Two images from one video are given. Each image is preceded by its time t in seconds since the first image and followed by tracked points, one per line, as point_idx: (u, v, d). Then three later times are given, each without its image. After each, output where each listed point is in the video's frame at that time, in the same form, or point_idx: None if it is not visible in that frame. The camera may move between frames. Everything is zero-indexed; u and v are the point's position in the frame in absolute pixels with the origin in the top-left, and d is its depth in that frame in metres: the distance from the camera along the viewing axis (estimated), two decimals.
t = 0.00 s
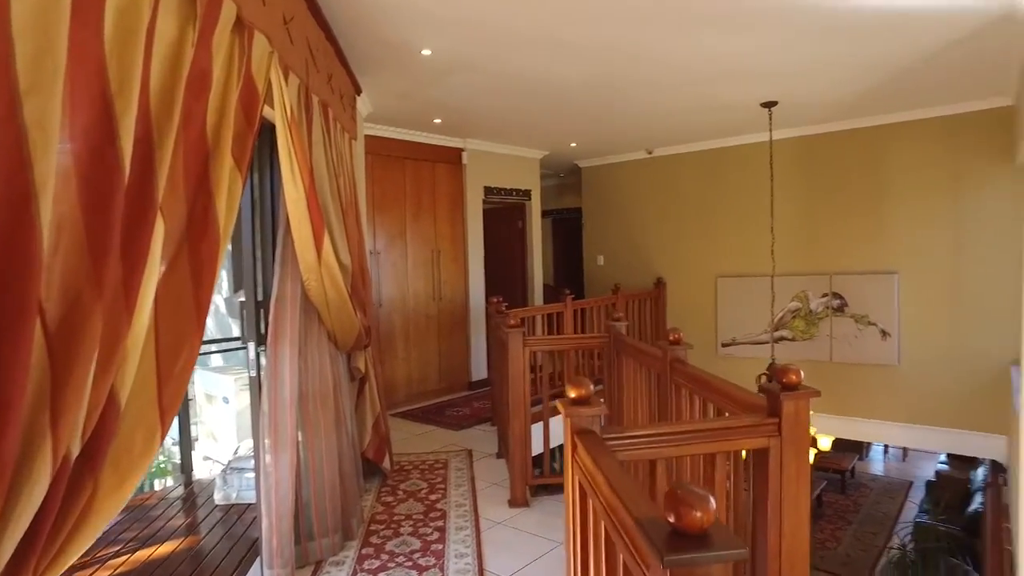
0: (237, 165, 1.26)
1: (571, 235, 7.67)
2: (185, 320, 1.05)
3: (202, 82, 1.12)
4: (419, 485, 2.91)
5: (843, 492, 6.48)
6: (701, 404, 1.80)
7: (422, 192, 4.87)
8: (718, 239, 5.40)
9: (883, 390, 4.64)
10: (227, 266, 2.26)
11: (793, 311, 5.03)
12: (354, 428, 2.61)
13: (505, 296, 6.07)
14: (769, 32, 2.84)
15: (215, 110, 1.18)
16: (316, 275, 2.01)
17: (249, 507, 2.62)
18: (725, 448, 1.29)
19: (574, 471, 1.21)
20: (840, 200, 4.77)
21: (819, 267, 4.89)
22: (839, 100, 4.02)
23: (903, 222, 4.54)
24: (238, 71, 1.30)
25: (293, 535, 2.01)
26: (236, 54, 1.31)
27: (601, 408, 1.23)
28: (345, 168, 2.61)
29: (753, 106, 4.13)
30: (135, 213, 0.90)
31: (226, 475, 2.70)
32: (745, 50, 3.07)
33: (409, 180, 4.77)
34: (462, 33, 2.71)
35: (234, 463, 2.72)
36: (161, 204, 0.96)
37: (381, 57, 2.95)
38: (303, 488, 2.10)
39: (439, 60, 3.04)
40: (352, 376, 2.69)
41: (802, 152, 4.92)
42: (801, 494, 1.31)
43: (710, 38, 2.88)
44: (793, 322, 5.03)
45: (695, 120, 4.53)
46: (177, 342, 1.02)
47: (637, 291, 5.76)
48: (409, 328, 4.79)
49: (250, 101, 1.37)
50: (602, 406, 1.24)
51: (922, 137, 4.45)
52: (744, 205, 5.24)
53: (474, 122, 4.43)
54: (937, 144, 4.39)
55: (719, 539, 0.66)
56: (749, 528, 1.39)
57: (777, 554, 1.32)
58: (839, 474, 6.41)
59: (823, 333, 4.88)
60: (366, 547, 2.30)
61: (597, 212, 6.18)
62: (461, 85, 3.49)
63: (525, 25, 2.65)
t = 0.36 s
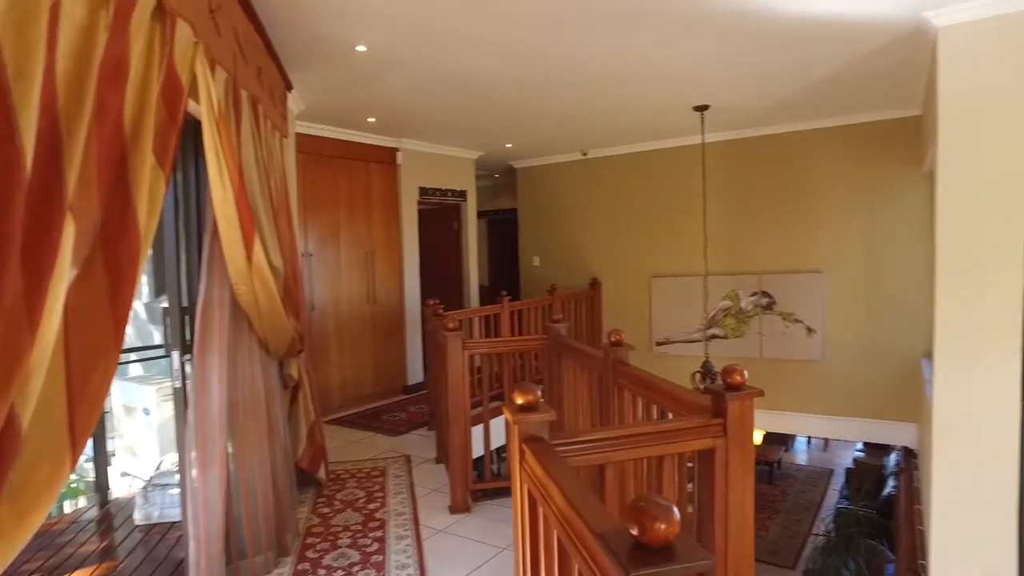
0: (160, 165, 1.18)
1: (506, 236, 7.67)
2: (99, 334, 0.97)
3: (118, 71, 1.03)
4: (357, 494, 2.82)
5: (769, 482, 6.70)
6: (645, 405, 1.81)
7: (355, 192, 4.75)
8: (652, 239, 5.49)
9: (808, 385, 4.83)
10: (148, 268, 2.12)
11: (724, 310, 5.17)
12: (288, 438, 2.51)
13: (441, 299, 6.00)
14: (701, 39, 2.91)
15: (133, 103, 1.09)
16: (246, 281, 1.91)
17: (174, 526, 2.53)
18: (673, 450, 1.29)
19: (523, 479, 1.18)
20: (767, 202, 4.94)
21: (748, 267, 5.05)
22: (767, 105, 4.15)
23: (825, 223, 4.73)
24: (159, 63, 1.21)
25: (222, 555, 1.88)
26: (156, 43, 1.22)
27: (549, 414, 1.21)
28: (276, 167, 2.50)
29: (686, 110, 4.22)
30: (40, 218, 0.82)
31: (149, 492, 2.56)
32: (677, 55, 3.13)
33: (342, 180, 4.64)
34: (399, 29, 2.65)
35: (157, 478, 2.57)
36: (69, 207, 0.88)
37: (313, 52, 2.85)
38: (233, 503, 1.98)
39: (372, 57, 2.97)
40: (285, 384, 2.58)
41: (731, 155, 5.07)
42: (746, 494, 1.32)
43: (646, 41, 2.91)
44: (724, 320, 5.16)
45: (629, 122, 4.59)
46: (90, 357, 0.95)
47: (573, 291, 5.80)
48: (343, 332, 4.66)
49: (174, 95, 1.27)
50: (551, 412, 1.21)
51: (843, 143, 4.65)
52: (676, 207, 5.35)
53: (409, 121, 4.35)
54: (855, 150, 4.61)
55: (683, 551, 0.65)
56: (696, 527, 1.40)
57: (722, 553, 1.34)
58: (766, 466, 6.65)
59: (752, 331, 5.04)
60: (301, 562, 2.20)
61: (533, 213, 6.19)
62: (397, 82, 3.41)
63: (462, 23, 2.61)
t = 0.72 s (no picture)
0: (72, 157, 1.08)
1: (450, 237, 7.59)
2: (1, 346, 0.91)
3: (20, 54, 0.94)
4: (299, 505, 2.72)
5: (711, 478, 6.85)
6: (596, 407, 1.79)
7: (294, 192, 4.60)
8: (596, 240, 5.52)
9: (749, 382, 4.94)
10: (67, 270, 1.97)
11: (668, 309, 5.22)
12: (224, 449, 2.38)
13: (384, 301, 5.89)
14: (645, 40, 2.92)
15: (41, 89, 1.00)
16: (178, 285, 1.79)
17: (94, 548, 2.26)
18: (628, 455, 1.26)
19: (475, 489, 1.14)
20: (708, 203, 5.04)
21: (690, 266, 5.13)
22: (709, 107, 4.22)
23: (764, 224, 4.85)
24: (71, 44, 1.11)
25: None
26: (67, 25, 1.09)
27: (502, 421, 1.16)
28: (209, 164, 2.38)
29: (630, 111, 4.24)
30: None
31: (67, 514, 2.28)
32: (621, 56, 3.14)
33: (280, 179, 4.49)
34: (340, 23, 2.55)
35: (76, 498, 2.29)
36: None
37: (249, 44, 2.72)
38: (163, 522, 1.85)
39: (312, 51, 2.86)
40: (221, 393, 2.45)
41: (673, 157, 5.14)
42: (701, 497, 1.32)
43: (594, 41, 2.90)
44: (668, 320, 5.21)
45: (574, 123, 4.60)
46: None
47: (519, 292, 5.77)
48: (282, 337, 4.50)
49: (91, 82, 1.17)
50: (504, 419, 1.17)
51: (780, 145, 4.77)
52: (620, 207, 5.39)
53: (350, 119, 4.24)
54: (791, 152, 4.74)
55: (652, 567, 0.62)
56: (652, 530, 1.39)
57: (679, 555, 1.32)
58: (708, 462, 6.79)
59: (695, 330, 5.11)
60: None
61: (477, 213, 6.13)
62: (337, 78, 3.31)
63: (407, 18, 2.53)
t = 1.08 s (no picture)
0: None
1: (402, 238, 7.47)
2: None
3: None
4: (246, 519, 2.60)
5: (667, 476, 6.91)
6: (555, 413, 1.75)
7: (240, 191, 4.44)
8: (551, 240, 5.49)
9: (702, 381, 4.99)
10: None
11: (623, 309, 5.24)
12: (164, 462, 2.25)
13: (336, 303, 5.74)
14: (600, 39, 2.90)
15: None
16: (108, 290, 1.67)
17: None
18: (593, 464, 1.22)
19: (432, 504, 1.08)
20: (661, 203, 5.07)
21: (645, 266, 5.16)
22: (662, 108, 4.24)
23: (717, 225, 4.91)
24: None
25: None
26: None
27: (459, 432, 1.10)
28: (146, 161, 2.25)
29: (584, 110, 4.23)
30: None
31: None
32: (576, 55, 3.11)
33: (225, 178, 4.33)
34: (286, 15, 2.45)
35: None
36: None
37: (188, 34, 2.59)
38: (94, 546, 1.72)
39: (256, 44, 2.74)
40: (160, 403, 2.32)
41: (627, 157, 5.16)
42: (665, 504, 1.29)
43: (549, 39, 2.86)
44: (623, 320, 5.23)
45: (529, 122, 4.56)
46: None
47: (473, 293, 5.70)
48: (228, 342, 4.34)
49: None
50: (462, 429, 1.11)
51: (732, 147, 4.83)
52: (575, 208, 5.38)
53: (298, 115, 4.11)
54: (742, 154, 4.80)
55: None
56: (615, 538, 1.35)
57: (644, 567, 1.29)
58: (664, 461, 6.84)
59: (651, 330, 5.15)
60: None
61: (431, 214, 6.04)
62: (284, 73, 3.19)
63: (356, 11, 2.45)
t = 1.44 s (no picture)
0: None
1: (364, 238, 7.36)
2: None
3: None
4: (201, 532, 2.50)
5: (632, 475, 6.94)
6: (522, 417, 1.71)
7: (194, 191, 4.30)
8: (516, 240, 5.46)
9: (666, 381, 5.02)
10: None
11: (587, 309, 5.24)
12: (111, 474, 2.14)
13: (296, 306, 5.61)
14: (565, 38, 2.87)
15: None
16: (45, 295, 1.57)
17: None
18: (565, 471, 1.19)
19: (396, 519, 1.02)
20: (625, 203, 5.08)
21: (609, 267, 5.16)
22: (626, 107, 4.24)
23: (680, 225, 4.94)
24: None
25: None
26: None
27: (424, 442, 1.05)
28: (89, 156, 2.13)
29: (548, 109, 4.20)
30: None
31: None
32: (540, 53, 3.08)
33: (178, 177, 4.19)
34: (241, 6, 2.36)
35: None
36: None
37: (136, 24, 2.48)
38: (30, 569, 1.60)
39: (210, 36, 2.64)
40: (108, 412, 2.21)
41: (590, 157, 5.15)
42: (638, 511, 1.27)
43: (514, 36, 2.82)
44: (588, 320, 5.23)
45: (493, 121, 4.51)
46: None
47: (437, 295, 5.63)
48: (183, 346, 4.19)
49: None
50: (427, 439, 1.06)
51: (695, 148, 4.86)
52: (538, 208, 5.35)
53: (255, 111, 3.99)
54: (704, 155, 4.84)
55: None
56: (586, 546, 1.33)
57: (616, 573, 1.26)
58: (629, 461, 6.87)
59: (615, 330, 5.15)
60: None
61: (392, 214, 5.94)
62: (240, 67, 3.08)
63: (315, 4, 2.37)
